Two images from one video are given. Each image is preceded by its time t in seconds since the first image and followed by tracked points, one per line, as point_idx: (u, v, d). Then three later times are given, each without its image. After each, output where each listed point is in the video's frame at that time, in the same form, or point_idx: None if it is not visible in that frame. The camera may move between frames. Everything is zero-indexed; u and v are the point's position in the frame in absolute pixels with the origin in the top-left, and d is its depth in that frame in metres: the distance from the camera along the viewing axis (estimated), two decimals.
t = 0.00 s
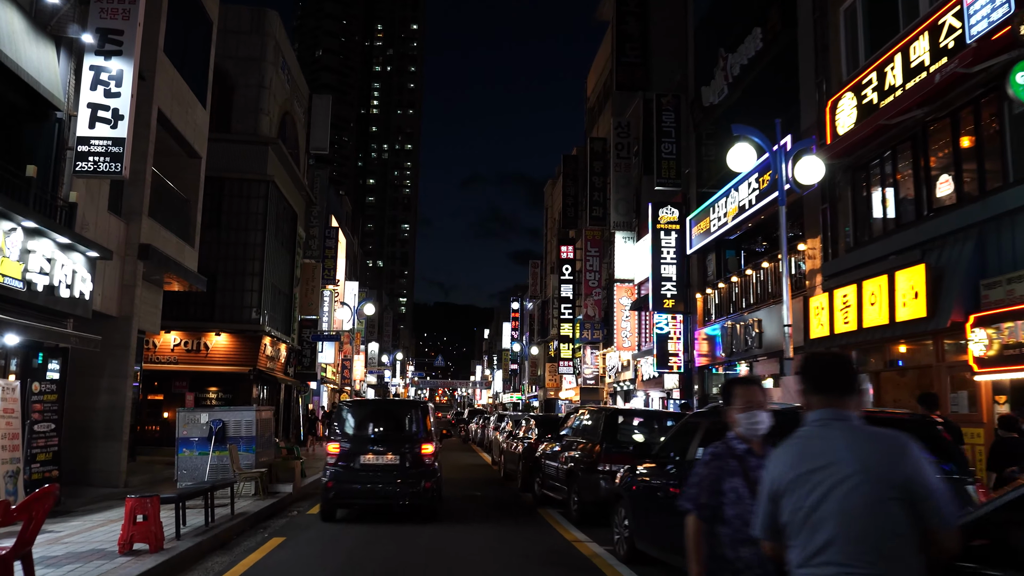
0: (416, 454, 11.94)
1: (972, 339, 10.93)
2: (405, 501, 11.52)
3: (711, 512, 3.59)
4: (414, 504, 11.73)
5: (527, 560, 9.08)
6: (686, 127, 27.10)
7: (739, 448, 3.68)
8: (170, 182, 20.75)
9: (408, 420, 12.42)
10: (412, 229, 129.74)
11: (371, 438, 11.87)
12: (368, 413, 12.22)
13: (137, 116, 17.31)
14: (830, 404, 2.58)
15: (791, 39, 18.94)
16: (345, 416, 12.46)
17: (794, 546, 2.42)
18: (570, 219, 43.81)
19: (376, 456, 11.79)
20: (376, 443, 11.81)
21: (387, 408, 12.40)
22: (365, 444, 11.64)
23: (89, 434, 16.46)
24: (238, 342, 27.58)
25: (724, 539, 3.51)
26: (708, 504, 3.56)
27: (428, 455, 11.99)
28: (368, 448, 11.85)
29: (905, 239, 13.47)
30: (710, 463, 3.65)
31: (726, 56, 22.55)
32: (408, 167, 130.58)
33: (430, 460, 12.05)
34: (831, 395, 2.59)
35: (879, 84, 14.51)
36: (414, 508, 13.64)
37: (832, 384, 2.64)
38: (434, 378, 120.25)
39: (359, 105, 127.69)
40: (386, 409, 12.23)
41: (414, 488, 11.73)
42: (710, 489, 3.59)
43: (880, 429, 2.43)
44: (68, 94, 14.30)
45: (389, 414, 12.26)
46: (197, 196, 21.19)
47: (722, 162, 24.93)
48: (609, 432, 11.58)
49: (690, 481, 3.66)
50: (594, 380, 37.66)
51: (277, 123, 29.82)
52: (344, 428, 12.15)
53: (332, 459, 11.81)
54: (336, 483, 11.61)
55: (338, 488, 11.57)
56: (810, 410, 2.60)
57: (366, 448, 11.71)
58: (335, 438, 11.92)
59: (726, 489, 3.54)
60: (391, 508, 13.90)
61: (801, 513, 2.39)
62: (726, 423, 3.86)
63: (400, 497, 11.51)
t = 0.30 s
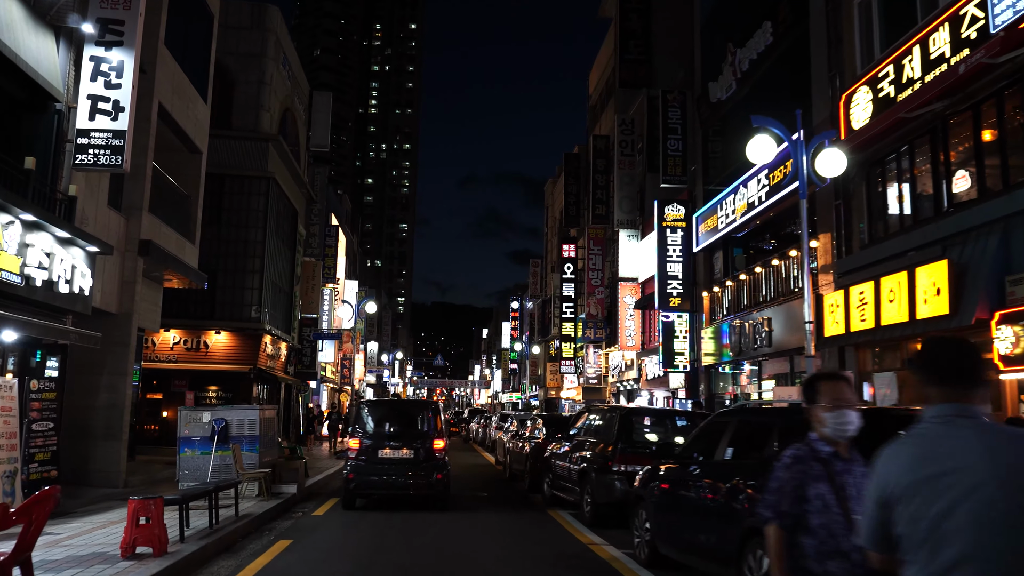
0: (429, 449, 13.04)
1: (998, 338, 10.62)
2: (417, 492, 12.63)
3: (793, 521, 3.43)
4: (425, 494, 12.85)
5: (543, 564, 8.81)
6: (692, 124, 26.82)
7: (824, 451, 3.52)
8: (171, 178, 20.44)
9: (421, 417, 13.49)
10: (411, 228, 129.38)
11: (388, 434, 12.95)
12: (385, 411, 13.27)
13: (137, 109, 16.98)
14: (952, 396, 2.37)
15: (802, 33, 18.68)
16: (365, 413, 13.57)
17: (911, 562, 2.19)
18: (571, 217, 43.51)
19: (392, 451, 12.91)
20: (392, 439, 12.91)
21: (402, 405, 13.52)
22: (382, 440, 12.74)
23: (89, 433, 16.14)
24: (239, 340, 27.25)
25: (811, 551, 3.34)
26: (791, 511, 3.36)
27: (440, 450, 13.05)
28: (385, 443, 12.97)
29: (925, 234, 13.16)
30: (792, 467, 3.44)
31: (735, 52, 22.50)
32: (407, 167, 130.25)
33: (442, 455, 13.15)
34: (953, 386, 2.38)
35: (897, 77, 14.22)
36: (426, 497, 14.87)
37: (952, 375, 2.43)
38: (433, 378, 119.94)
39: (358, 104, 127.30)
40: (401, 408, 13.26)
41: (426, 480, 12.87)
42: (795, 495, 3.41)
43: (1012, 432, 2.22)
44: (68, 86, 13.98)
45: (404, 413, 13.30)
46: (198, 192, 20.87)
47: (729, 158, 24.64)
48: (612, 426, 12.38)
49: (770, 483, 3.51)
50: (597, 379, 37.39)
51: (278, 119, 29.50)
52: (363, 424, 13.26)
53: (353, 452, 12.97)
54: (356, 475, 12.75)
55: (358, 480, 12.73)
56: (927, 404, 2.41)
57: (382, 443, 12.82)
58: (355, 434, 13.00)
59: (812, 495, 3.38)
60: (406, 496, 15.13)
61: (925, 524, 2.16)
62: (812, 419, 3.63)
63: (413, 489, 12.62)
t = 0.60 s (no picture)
0: (433, 445, 14.44)
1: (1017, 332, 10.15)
2: (421, 483, 14.00)
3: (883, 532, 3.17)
4: (428, 486, 14.21)
5: (555, 568, 8.54)
6: (692, 120, 26.57)
7: (910, 455, 3.28)
8: (165, 174, 20.11)
9: (425, 417, 14.96)
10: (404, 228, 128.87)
11: (396, 432, 14.37)
12: (393, 412, 14.68)
13: (131, 102, 16.63)
14: None
15: (806, 28, 18.45)
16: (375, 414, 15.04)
17: None
18: (568, 215, 43.21)
19: (400, 446, 14.30)
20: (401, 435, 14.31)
21: (408, 407, 15.03)
22: (392, 436, 14.13)
23: (80, 434, 15.77)
24: (232, 340, 26.74)
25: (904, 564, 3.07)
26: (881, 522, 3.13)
27: (443, 447, 14.43)
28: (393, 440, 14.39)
29: (938, 229, 12.90)
30: (878, 473, 3.22)
31: (736, 47, 22.30)
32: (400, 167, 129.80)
33: (445, 452, 14.52)
34: None
35: (906, 70, 13.99)
36: (428, 498, 14.58)
37: None
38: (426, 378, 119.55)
39: (351, 104, 126.76)
40: (407, 409, 14.63)
41: (429, 473, 14.24)
42: (882, 505, 3.19)
43: None
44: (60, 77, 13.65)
45: (410, 414, 14.72)
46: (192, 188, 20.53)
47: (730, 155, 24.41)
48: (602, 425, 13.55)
49: (852, 488, 3.30)
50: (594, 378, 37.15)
51: (272, 116, 29.15)
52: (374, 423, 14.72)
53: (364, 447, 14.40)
54: (367, 468, 14.15)
55: (368, 472, 14.11)
56: None
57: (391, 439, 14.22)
58: (367, 431, 14.43)
59: (903, 504, 3.15)
60: (408, 490, 16.66)
61: None
62: (894, 418, 3.39)
63: (417, 480, 13.99)
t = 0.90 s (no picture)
0: (430, 441, 15.44)
1: None
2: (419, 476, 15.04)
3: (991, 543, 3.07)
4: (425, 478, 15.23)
5: (564, 571, 8.26)
6: (691, 116, 26.30)
7: (1008, 450, 3.16)
8: (156, 169, 19.70)
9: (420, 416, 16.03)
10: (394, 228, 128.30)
11: (396, 429, 15.38)
12: (391, 409, 15.69)
13: (120, 94, 16.23)
14: None
15: (808, 21, 18.20)
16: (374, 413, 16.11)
17: None
18: (562, 213, 42.90)
19: (400, 442, 15.32)
20: (400, 432, 15.32)
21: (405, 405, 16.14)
22: (392, 433, 15.15)
23: (68, 434, 15.36)
24: (223, 338, 26.49)
25: None
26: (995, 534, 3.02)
27: (439, 441, 15.41)
28: (393, 436, 15.40)
29: (946, 223, 12.62)
30: (986, 475, 3.10)
31: (736, 42, 22.05)
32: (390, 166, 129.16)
33: (442, 446, 15.51)
34: None
35: (913, 61, 13.74)
36: (425, 499, 14.26)
37: None
38: (417, 377, 119.02)
39: (341, 102, 126.11)
40: (405, 408, 15.66)
41: (426, 466, 15.31)
42: (993, 512, 3.06)
43: None
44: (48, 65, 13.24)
45: (408, 412, 15.75)
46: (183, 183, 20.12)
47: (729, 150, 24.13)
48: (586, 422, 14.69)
49: (959, 494, 3.15)
50: (589, 377, 36.76)
51: (264, 111, 28.71)
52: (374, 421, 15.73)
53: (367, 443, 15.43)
54: (370, 463, 15.18)
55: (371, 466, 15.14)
56: None
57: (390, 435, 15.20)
58: (369, 428, 15.44)
59: (1016, 507, 3.03)
60: (406, 489, 16.32)
61: None
62: (985, 407, 3.26)
63: (416, 472, 15.02)
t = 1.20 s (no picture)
0: (430, 438, 16.40)
1: None
2: (417, 471, 15.99)
3: None
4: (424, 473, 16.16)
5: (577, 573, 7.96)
6: (691, 112, 26.01)
7: None
8: (149, 162, 19.31)
9: (421, 417, 17.07)
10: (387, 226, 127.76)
11: (399, 427, 16.37)
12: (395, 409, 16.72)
13: (113, 84, 15.84)
14: None
15: (814, 14, 17.92)
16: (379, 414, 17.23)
17: None
18: (558, 211, 42.58)
19: (402, 439, 16.30)
20: (402, 430, 16.32)
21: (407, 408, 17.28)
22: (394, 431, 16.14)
23: (58, 432, 14.97)
24: (216, 335, 26.05)
25: None
26: None
27: (439, 439, 16.35)
28: (397, 434, 16.39)
29: (959, 217, 12.27)
30: None
31: (738, 36, 21.76)
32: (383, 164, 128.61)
33: (441, 444, 16.44)
34: None
35: (925, 53, 13.45)
36: (426, 499, 13.92)
37: None
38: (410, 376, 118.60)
39: (333, 100, 125.50)
40: (408, 407, 16.66)
41: (425, 462, 16.29)
42: None
43: None
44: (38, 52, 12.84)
45: (411, 411, 16.74)
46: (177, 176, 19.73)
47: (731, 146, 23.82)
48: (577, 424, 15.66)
49: None
50: (586, 376, 36.41)
51: (258, 105, 28.29)
52: (380, 420, 16.78)
53: (371, 440, 16.45)
54: (373, 458, 16.23)
55: (374, 462, 16.19)
56: None
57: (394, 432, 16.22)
58: (374, 426, 16.46)
59: None
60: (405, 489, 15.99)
61: None
62: None
63: (415, 467, 15.97)
